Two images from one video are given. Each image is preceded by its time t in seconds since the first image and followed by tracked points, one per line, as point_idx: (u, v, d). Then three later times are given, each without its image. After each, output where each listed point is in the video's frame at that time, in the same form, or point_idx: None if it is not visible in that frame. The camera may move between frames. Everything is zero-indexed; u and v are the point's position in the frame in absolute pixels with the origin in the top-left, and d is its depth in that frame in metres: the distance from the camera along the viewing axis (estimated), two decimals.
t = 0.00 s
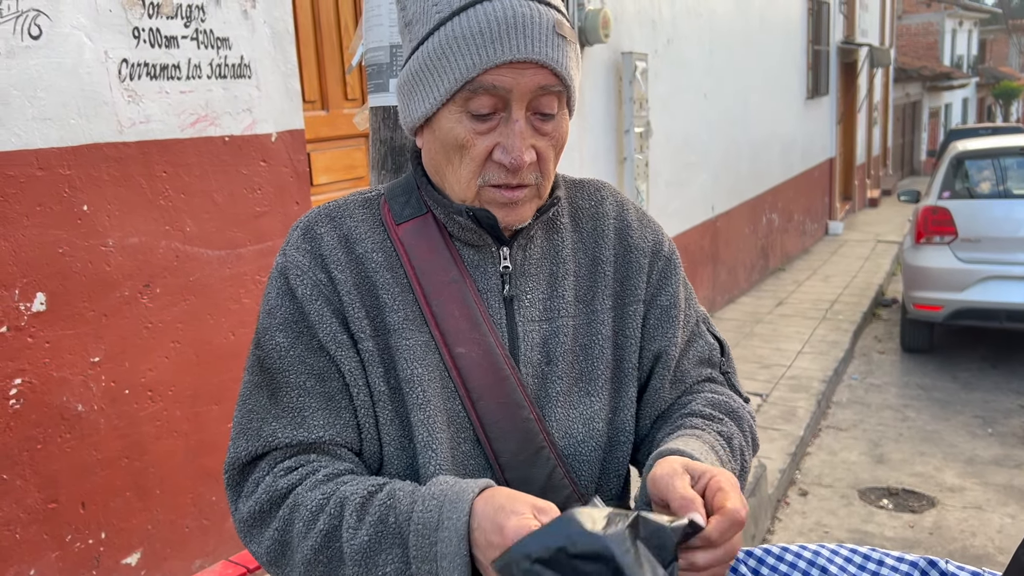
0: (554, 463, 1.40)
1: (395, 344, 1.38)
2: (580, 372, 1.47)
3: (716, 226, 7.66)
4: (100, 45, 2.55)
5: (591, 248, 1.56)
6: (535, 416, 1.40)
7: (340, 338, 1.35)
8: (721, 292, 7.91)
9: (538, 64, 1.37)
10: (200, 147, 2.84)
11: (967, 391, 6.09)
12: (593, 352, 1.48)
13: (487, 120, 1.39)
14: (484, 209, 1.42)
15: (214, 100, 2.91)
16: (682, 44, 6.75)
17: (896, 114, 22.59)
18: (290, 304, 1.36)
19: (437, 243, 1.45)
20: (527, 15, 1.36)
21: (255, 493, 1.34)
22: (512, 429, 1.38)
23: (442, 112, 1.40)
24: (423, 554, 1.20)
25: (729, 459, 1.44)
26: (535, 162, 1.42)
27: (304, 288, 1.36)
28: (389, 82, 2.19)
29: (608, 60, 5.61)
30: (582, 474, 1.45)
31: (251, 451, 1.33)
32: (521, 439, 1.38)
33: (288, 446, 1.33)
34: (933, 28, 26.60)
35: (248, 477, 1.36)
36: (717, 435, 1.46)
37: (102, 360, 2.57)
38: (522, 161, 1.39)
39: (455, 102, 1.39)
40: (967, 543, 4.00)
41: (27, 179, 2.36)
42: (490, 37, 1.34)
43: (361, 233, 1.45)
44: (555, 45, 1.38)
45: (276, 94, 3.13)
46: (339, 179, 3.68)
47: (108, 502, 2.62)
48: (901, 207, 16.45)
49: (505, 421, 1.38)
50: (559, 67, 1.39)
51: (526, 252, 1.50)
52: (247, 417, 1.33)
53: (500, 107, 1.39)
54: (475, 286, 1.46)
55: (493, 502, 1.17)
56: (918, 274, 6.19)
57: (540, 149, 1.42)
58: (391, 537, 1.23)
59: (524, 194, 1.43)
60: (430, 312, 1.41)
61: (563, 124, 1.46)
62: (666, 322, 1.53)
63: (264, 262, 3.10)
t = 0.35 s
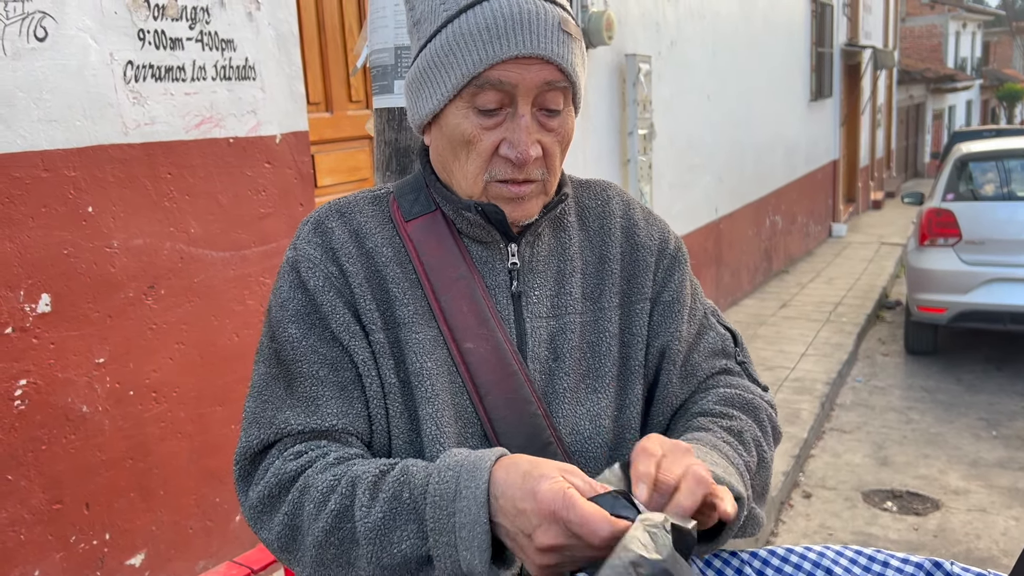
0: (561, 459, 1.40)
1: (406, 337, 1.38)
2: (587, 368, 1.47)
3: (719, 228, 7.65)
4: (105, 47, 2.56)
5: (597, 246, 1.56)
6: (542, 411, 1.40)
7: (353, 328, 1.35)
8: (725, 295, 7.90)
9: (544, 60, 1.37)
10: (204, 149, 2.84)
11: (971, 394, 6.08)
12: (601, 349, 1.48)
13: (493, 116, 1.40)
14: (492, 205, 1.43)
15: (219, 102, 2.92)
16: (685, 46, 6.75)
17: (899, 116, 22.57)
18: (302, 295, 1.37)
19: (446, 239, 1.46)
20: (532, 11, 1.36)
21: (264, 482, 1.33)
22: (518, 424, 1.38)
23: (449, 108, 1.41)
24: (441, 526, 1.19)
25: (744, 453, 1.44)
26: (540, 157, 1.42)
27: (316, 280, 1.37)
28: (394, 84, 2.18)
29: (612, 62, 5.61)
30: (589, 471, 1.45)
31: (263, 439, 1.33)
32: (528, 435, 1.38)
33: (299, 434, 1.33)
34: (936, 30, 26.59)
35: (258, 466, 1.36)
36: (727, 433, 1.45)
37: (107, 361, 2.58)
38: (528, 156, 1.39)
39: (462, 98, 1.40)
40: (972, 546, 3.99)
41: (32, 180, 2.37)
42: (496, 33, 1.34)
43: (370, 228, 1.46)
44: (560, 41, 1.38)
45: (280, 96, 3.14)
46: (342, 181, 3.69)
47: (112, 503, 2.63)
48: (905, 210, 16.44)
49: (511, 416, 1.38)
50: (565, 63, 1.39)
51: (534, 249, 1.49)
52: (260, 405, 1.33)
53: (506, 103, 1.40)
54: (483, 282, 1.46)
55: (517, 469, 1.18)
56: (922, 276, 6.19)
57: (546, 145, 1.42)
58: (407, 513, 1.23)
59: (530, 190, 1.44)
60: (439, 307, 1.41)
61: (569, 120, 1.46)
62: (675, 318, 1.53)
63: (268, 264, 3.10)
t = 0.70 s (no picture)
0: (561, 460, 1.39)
1: (405, 337, 1.38)
2: (588, 370, 1.47)
3: (722, 230, 7.65)
4: (108, 49, 2.56)
5: (600, 248, 1.56)
6: (543, 412, 1.40)
7: (352, 328, 1.35)
8: (728, 296, 7.90)
9: (547, 60, 1.37)
10: (207, 151, 2.85)
11: (975, 396, 6.07)
12: (602, 351, 1.48)
13: (497, 116, 1.40)
14: (495, 205, 1.43)
15: (221, 104, 2.92)
16: (688, 48, 6.74)
17: (903, 118, 22.56)
18: (303, 295, 1.37)
19: (448, 240, 1.46)
20: (536, 12, 1.37)
21: (264, 481, 1.34)
22: (520, 425, 1.38)
23: (453, 108, 1.41)
24: (442, 520, 1.19)
25: (741, 461, 1.43)
26: (544, 157, 1.42)
27: (317, 280, 1.37)
28: (396, 86, 2.18)
29: (614, 64, 5.61)
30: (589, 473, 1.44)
31: (262, 438, 1.34)
32: (528, 436, 1.38)
33: (298, 433, 1.33)
34: (939, 32, 26.57)
35: (258, 465, 1.36)
36: (729, 436, 1.44)
37: (109, 363, 2.58)
38: (532, 156, 1.39)
39: (466, 98, 1.40)
40: (975, 549, 3.99)
41: (34, 183, 2.37)
42: (500, 33, 1.34)
43: (373, 228, 1.46)
44: (565, 41, 1.38)
45: (283, 98, 3.15)
46: (345, 183, 3.69)
47: (115, 505, 2.63)
48: (909, 211, 16.43)
49: (512, 417, 1.38)
50: (569, 63, 1.39)
51: (536, 250, 1.49)
52: (259, 405, 1.34)
53: (510, 103, 1.40)
54: (485, 283, 1.46)
55: (518, 463, 1.20)
56: (925, 278, 6.18)
57: (550, 145, 1.42)
58: (408, 509, 1.22)
59: (534, 190, 1.43)
60: (440, 307, 1.41)
61: (572, 121, 1.46)
62: (675, 320, 1.53)
63: (271, 266, 3.11)
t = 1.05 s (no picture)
0: (560, 466, 1.40)
1: (403, 345, 1.39)
2: (588, 376, 1.47)
3: (725, 232, 7.64)
4: (109, 54, 2.57)
5: (600, 252, 1.56)
6: (542, 419, 1.40)
7: (350, 335, 1.36)
8: (730, 298, 7.89)
9: (542, 63, 1.38)
10: (208, 155, 2.85)
11: (979, 398, 6.06)
12: (601, 357, 1.48)
13: (493, 121, 1.40)
14: (493, 211, 1.43)
15: (223, 108, 2.93)
16: (690, 50, 6.74)
17: (906, 119, 22.54)
18: (301, 302, 1.38)
19: (447, 246, 1.46)
20: (529, 15, 1.36)
21: (261, 488, 1.34)
22: (518, 432, 1.38)
23: (449, 114, 1.41)
24: (431, 543, 1.22)
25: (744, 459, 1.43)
26: (542, 160, 1.42)
27: (315, 287, 1.37)
28: (395, 90, 2.19)
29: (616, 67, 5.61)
30: (587, 479, 1.45)
31: (259, 446, 1.34)
32: (527, 442, 1.38)
33: (295, 441, 1.33)
34: (943, 33, 26.53)
35: (256, 473, 1.36)
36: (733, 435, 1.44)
37: (111, 367, 2.58)
38: (530, 159, 1.39)
39: (461, 104, 1.40)
40: (979, 551, 3.97)
41: (36, 186, 2.38)
42: (494, 38, 1.35)
43: (372, 235, 1.46)
44: (559, 43, 1.38)
45: (284, 102, 3.15)
46: (346, 186, 3.69)
47: (117, 508, 2.63)
48: (912, 213, 16.40)
49: (511, 423, 1.38)
50: (563, 65, 1.39)
51: (536, 256, 1.49)
52: (255, 413, 1.34)
53: (506, 107, 1.40)
54: (483, 289, 1.46)
55: (499, 486, 1.21)
56: (928, 280, 6.17)
57: (547, 147, 1.42)
58: (398, 529, 1.24)
59: (533, 193, 1.43)
60: (438, 314, 1.42)
61: (569, 122, 1.46)
62: (674, 325, 1.53)
63: (272, 269, 3.11)
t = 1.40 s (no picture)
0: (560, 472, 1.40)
1: (403, 348, 1.38)
2: (589, 380, 1.46)
3: (729, 233, 7.63)
4: (112, 56, 2.57)
5: (601, 254, 1.55)
6: (542, 424, 1.39)
7: (351, 338, 1.36)
8: (734, 300, 7.87)
9: (532, 58, 1.37)
10: (211, 157, 2.85)
11: (983, 399, 6.04)
12: (602, 360, 1.47)
13: (486, 117, 1.39)
14: (491, 216, 1.42)
15: (225, 110, 2.93)
16: (693, 51, 6.73)
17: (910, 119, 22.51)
18: (302, 306, 1.37)
19: (446, 249, 1.46)
20: (518, 9, 1.36)
21: (265, 491, 1.34)
22: (518, 436, 1.38)
23: (442, 112, 1.41)
24: (444, 532, 1.21)
25: (737, 464, 1.41)
26: (536, 156, 1.41)
27: (316, 290, 1.37)
28: (397, 92, 2.19)
29: (619, 68, 5.61)
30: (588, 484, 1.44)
31: (262, 449, 1.33)
32: (528, 446, 1.38)
33: (298, 443, 1.33)
34: (947, 34, 26.48)
35: (259, 476, 1.36)
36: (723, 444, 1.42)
37: (114, 369, 2.58)
38: (522, 154, 1.38)
39: (454, 101, 1.39)
40: (984, 553, 3.96)
41: (40, 189, 2.38)
42: (482, 32, 1.34)
43: (371, 238, 1.46)
44: (549, 38, 1.37)
45: (287, 104, 3.15)
46: (349, 188, 3.69)
47: (120, 510, 2.63)
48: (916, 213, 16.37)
49: (511, 427, 1.38)
50: (555, 60, 1.38)
51: (536, 258, 1.49)
52: (258, 417, 1.33)
53: (498, 103, 1.39)
54: (483, 292, 1.46)
55: (511, 469, 1.22)
56: (932, 281, 6.15)
57: (542, 143, 1.42)
58: (409, 521, 1.24)
59: (528, 189, 1.42)
60: (438, 317, 1.41)
61: (564, 118, 1.45)
62: (675, 328, 1.51)
63: (275, 271, 3.11)
